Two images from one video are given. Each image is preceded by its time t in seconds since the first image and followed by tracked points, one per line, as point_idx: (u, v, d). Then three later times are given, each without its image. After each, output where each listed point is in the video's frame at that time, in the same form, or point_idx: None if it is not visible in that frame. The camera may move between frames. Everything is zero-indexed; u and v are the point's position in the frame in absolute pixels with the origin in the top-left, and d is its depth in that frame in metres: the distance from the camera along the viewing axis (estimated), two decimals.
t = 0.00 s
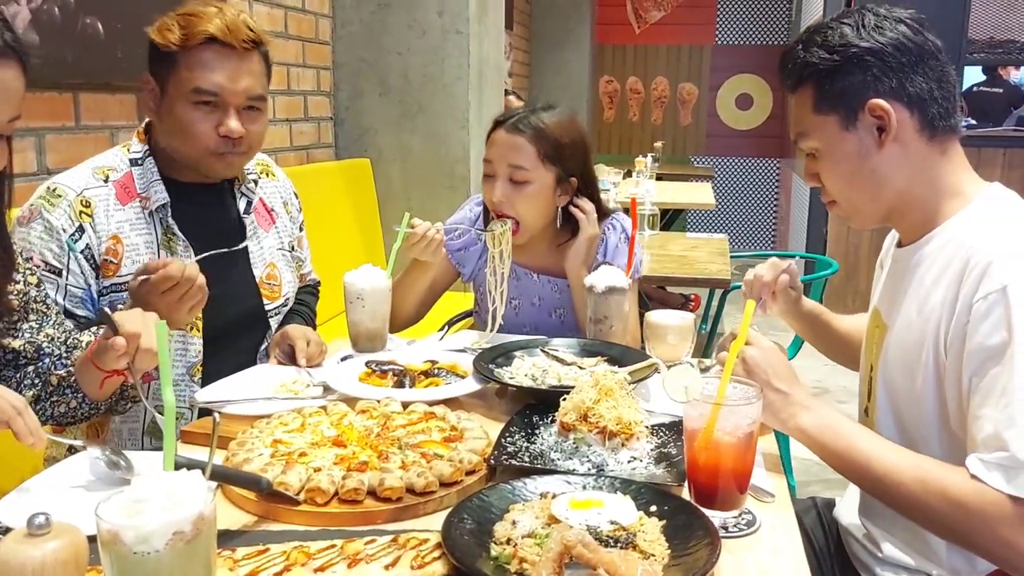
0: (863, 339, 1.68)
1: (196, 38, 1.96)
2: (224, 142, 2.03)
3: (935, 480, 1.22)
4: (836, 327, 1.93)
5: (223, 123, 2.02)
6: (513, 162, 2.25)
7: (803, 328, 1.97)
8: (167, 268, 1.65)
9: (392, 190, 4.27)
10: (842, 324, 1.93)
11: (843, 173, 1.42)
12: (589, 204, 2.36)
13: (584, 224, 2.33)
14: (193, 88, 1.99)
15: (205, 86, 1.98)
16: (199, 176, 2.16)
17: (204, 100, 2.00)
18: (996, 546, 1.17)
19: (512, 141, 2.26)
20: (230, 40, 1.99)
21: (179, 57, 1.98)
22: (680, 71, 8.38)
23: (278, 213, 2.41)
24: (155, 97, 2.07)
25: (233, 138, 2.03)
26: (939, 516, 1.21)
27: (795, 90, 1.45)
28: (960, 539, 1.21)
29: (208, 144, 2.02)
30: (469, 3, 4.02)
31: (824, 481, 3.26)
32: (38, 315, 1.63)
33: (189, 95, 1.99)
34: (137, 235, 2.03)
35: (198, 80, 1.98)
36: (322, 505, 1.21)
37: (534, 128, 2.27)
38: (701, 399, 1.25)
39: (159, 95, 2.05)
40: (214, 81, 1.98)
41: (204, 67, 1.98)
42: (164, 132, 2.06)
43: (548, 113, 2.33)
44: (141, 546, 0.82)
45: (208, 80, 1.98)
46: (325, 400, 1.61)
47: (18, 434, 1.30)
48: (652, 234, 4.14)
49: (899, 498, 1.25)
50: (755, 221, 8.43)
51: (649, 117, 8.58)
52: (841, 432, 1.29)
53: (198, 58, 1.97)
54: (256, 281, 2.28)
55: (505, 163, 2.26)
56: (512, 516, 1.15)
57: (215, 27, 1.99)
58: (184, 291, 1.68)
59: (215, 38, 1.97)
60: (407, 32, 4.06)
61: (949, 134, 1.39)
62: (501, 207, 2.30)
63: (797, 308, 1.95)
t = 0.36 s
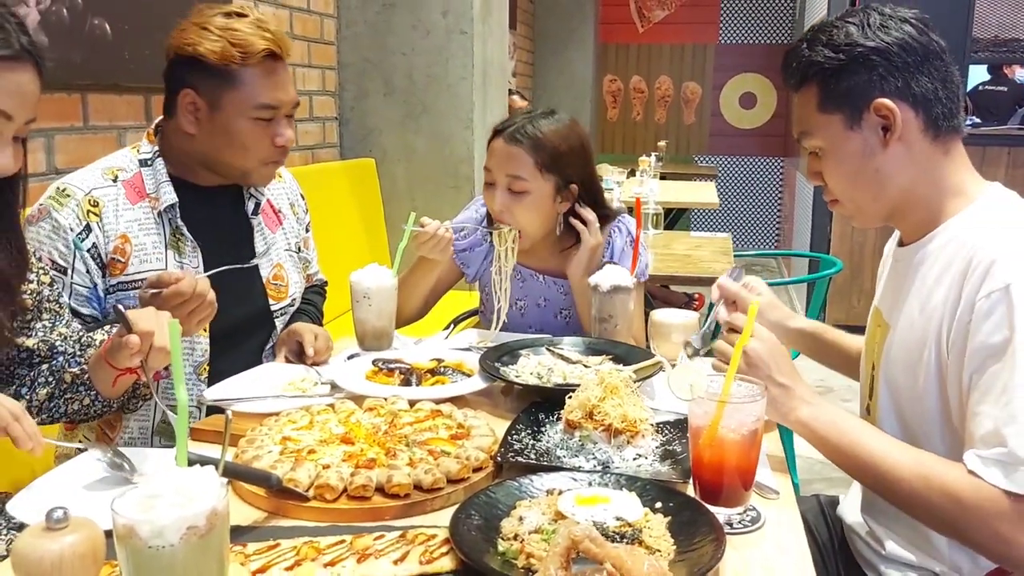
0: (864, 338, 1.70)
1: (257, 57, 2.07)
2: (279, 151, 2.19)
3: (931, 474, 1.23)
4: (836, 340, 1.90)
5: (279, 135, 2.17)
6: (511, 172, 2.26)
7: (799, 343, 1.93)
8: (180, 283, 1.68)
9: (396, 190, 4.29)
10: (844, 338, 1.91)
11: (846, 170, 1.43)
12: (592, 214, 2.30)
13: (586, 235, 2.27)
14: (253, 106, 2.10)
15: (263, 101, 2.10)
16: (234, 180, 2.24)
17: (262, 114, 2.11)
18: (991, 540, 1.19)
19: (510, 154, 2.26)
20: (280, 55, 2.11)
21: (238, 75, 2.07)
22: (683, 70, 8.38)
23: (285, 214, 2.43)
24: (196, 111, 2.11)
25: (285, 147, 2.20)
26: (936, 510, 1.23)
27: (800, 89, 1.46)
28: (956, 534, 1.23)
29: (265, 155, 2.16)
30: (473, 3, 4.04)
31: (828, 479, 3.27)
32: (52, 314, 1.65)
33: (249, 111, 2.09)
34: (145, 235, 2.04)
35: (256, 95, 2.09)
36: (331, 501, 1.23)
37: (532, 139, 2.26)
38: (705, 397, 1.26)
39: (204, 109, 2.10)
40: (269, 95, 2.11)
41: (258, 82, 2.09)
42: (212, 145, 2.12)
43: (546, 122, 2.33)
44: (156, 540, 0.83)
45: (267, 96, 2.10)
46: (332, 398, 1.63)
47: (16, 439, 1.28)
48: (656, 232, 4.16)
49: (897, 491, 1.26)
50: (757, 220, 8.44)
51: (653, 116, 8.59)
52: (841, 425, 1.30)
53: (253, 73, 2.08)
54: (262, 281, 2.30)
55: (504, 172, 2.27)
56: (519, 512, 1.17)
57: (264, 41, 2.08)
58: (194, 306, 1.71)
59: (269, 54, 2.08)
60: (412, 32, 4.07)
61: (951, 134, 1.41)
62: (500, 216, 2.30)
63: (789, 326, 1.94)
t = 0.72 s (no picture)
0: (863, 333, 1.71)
1: (266, 49, 2.09)
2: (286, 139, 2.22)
3: (860, 445, 1.31)
4: (821, 349, 1.87)
5: (286, 123, 2.20)
6: (513, 172, 2.26)
7: (785, 360, 1.89)
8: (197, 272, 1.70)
9: (399, 187, 4.30)
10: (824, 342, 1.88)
11: (849, 164, 1.44)
12: (595, 212, 2.31)
13: (588, 233, 2.29)
14: (263, 96, 2.13)
15: (274, 91, 2.14)
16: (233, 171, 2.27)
17: (274, 104, 2.15)
18: (914, 513, 1.26)
19: (511, 153, 2.27)
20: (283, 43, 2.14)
21: (248, 67, 2.10)
22: (686, 68, 8.38)
23: (282, 209, 2.43)
24: (205, 106, 2.12)
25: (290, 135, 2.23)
26: (878, 489, 1.29)
27: (804, 83, 1.47)
28: (882, 505, 1.31)
29: (273, 142, 2.19)
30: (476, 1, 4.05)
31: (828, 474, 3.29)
32: (61, 310, 1.68)
33: (259, 102, 2.12)
34: (149, 231, 2.05)
35: (265, 86, 2.12)
36: (337, 494, 1.25)
37: (532, 138, 2.27)
38: (707, 390, 1.27)
39: (214, 103, 2.12)
40: (277, 85, 2.14)
41: (267, 73, 2.12)
42: (223, 137, 2.14)
43: (548, 121, 2.33)
44: (168, 530, 0.85)
45: (275, 86, 2.14)
46: (338, 393, 1.64)
47: (17, 439, 1.29)
48: (658, 229, 4.17)
49: (831, 462, 1.34)
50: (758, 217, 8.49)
51: (655, 113, 8.59)
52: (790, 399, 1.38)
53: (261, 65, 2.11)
54: (264, 274, 2.31)
55: (505, 172, 2.27)
56: (523, 505, 1.18)
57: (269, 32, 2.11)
58: (208, 295, 1.72)
59: (275, 44, 2.11)
60: (415, 30, 4.09)
61: (953, 130, 1.42)
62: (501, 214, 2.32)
63: (773, 343, 1.88)
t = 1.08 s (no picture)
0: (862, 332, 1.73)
1: (259, 48, 2.11)
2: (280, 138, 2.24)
3: (851, 441, 1.34)
4: (817, 349, 1.89)
5: (279, 122, 2.22)
6: (518, 174, 2.26)
7: (782, 361, 1.90)
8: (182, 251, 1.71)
9: (401, 187, 4.32)
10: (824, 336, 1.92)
11: (843, 165, 1.46)
12: (599, 211, 2.32)
13: (591, 232, 2.32)
14: (256, 96, 2.14)
15: (268, 90, 2.15)
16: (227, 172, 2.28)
17: (267, 103, 2.16)
18: (905, 508, 1.29)
19: (517, 154, 2.27)
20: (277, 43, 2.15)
21: (241, 66, 2.11)
22: (688, 67, 8.39)
23: (278, 210, 2.45)
24: (200, 104, 2.14)
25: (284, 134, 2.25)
26: (872, 488, 1.32)
27: (798, 85, 1.49)
28: (877, 501, 1.33)
29: (266, 143, 2.21)
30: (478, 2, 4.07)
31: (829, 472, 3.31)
32: (68, 310, 1.69)
33: (253, 100, 2.14)
34: (143, 232, 2.07)
35: (258, 85, 2.14)
36: (343, 491, 1.26)
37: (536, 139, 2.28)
38: (708, 388, 1.28)
39: (208, 101, 2.13)
40: (271, 83, 2.16)
41: (261, 72, 2.14)
42: (216, 135, 2.15)
43: (550, 122, 2.34)
44: (178, 526, 0.87)
45: (269, 85, 2.15)
46: (342, 392, 1.66)
47: (18, 438, 1.30)
48: (660, 228, 4.19)
49: (825, 459, 1.37)
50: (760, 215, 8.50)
51: (657, 111, 8.61)
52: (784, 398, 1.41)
53: (255, 64, 2.12)
54: (261, 273, 2.33)
55: (511, 175, 2.27)
56: (526, 501, 1.20)
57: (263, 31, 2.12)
58: (195, 273, 1.74)
59: (269, 44, 2.13)
60: (417, 30, 4.10)
61: (946, 131, 1.43)
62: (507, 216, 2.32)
63: (771, 343, 1.91)
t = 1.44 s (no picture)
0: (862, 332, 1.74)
1: (251, 54, 2.13)
2: (273, 143, 2.25)
3: (850, 445, 1.36)
4: (820, 348, 1.91)
5: (271, 127, 2.24)
6: (522, 182, 2.27)
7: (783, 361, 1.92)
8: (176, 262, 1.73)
9: (405, 188, 4.34)
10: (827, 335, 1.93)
11: (842, 167, 1.48)
12: (598, 214, 2.36)
13: (591, 234, 2.35)
14: (248, 101, 2.16)
15: (259, 94, 2.17)
16: (228, 174, 2.31)
17: (257, 108, 2.18)
18: (905, 509, 1.30)
19: (518, 161, 2.27)
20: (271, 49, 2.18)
21: (233, 70, 2.14)
22: (692, 67, 8.40)
23: (281, 211, 2.48)
24: (193, 107, 2.17)
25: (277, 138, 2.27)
26: (871, 491, 1.34)
27: (798, 86, 1.51)
28: (876, 503, 1.35)
29: (260, 147, 2.23)
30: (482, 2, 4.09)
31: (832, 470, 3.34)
32: (77, 309, 1.71)
33: (244, 104, 2.16)
34: (145, 232, 2.10)
35: (250, 89, 2.16)
36: (347, 488, 1.28)
37: (537, 146, 2.28)
38: (707, 387, 1.30)
39: (200, 104, 2.16)
40: (263, 88, 2.18)
41: (252, 77, 2.16)
42: (209, 138, 2.18)
43: (550, 126, 2.34)
44: (186, 520, 0.89)
45: (260, 89, 2.17)
46: (347, 391, 1.68)
47: (22, 438, 1.33)
48: (664, 228, 4.20)
49: (824, 463, 1.39)
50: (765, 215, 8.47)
51: (661, 111, 8.62)
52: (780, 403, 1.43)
53: (247, 69, 2.15)
54: (261, 273, 2.36)
55: (514, 182, 2.28)
56: (527, 498, 1.22)
57: (257, 37, 2.15)
58: (190, 284, 1.76)
59: (262, 49, 2.15)
60: (421, 31, 4.12)
61: (944, 133, 1.45)
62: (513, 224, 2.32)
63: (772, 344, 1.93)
